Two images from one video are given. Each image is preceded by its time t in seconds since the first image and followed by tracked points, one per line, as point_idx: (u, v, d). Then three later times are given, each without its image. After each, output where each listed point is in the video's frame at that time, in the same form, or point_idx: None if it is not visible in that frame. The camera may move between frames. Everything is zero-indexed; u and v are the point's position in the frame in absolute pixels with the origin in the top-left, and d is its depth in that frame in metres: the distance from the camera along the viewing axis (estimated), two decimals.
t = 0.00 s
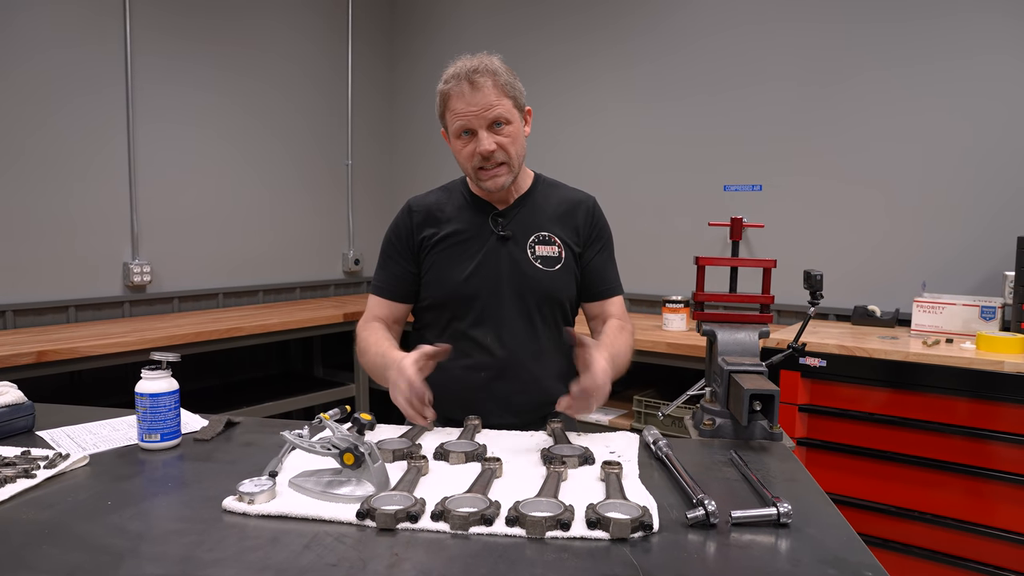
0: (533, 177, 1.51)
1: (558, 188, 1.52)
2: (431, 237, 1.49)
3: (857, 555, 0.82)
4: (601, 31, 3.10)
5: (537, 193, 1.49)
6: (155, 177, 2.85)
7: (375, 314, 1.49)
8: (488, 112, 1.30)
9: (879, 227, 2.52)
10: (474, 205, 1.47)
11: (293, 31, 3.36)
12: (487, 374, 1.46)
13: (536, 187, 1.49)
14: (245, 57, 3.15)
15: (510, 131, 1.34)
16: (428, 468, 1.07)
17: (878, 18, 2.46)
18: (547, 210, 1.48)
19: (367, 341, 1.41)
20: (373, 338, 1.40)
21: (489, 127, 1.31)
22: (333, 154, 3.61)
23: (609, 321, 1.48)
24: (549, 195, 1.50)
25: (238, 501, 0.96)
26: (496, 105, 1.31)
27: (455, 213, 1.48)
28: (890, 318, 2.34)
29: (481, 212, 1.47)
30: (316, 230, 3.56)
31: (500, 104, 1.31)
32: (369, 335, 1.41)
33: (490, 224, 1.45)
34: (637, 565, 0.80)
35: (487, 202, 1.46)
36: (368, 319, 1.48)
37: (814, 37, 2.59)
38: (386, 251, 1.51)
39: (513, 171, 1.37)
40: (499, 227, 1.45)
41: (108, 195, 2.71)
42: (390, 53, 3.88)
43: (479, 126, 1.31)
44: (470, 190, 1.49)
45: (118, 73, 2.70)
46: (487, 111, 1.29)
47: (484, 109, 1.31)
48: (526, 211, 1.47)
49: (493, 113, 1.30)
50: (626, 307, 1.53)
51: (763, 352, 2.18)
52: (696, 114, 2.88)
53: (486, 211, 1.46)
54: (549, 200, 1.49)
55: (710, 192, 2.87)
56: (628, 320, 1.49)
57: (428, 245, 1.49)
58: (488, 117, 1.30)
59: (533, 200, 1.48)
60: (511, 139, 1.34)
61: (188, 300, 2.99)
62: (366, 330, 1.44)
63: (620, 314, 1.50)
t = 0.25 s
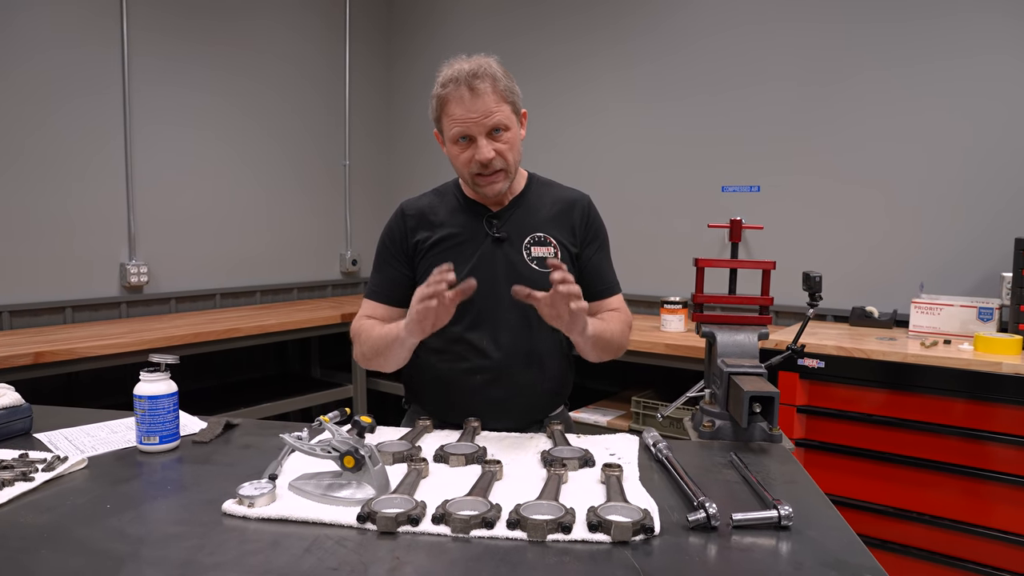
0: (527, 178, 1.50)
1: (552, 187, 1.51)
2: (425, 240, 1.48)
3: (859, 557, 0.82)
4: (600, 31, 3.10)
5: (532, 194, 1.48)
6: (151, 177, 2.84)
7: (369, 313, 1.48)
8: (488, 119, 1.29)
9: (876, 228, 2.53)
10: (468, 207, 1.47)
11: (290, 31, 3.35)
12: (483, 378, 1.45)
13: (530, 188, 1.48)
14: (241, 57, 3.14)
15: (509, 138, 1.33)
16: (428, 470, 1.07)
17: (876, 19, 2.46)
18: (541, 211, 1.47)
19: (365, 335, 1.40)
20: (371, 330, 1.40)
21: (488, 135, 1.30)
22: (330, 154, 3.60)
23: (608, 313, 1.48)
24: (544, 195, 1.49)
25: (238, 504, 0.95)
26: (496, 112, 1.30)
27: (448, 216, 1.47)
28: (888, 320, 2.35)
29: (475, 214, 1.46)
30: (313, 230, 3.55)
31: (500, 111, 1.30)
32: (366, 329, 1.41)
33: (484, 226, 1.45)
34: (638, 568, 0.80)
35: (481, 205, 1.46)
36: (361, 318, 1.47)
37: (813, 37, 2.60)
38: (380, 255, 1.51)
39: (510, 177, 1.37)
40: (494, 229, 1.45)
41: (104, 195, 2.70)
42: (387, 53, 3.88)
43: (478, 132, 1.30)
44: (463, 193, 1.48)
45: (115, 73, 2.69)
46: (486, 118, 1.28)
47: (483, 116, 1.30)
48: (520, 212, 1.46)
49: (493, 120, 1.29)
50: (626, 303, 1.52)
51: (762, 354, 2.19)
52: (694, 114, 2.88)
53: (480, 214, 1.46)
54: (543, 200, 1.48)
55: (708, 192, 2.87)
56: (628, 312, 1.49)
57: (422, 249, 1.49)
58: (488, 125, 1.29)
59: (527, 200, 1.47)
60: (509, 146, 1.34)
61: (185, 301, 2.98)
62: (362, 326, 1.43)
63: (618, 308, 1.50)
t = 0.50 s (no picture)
0: (521, 180, 1.50)
1: (546, 189, 1.51)
2: (420, 243, 1.48)
3: (859, 560, 0.83)
4: (596, 31, 3.10)
5: (525, 196, 1.48)
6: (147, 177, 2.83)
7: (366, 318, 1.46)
8: (487, 126, 1.29)
9: (873, 229, 2.54)
10: (461, 210, 1.47)
11: (286, 31, 3.34)
12: (479, 380, 1.45)
13: (524, 190, 1.48)
14: (237, 57, 3.13)
15: (506, 144, 1.33)
16: (428, 473, 1.07)
17: (873, 20, 2.47)
18: (535, 213, 1.47)
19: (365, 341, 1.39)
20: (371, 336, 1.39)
21: (486, 140, 1.30)
22: (326, 154, 3.60)
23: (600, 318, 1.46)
24: (538, 197, 1.49)
25: (237, 508, 0.95)
26: (495, 118, 1.29)
27: (442, 219, 1.47)
28: (886, 321, 2.35)
29: (470, 217, 1.46)
30: (310, 231, 3.55)
31: (498, 117, 1.30)
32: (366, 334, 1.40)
33: (479, 228, 1.45)
34: (639, 571, 0.80)
35: (475, 208, 1.46)
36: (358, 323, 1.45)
37: (809, 38, 2.60)
38: (374, 258, 1.50)
39: (505, 183, 1.37)
40: (488, 231, 1.45)
41: (99, 195, 2.69)
42: (384, 53, 3.87)
43: (476, 138, 1.30)
44: (457, 196, 1.48)
45: (110, 73, 2.68)
46: (486, 124, 1.28)
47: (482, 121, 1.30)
48: (514, 215, 1.46)
49: (492, 127, 1.29)
50: (619, 304, 1.51)
51: (760, 355, 2.19)
52: (692, 115, 2.88)
53: (474, 216, 1.46)
54: (538, 202, 1.48)
55: (706, 193, 2.88)
56: (622, 316, 1.48)
57: (417, 252, 1.48)
58: (486, 130, 1.29)
59: (521, 202, 1.48)
60: (506, 151, 1.34)
61: (181, 301, 2.97)
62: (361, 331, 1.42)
63: (611, 312, 1.48)
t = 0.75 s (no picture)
0: (524, 180, 1.50)
1: (548, 189, 1.51)
2: (422, 243, 1.48)
3: (862, 561, 0.83)
4: (596, 32, 3.09)
5: (528, 196, 1.48)
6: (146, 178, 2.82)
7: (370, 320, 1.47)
8: (477, 116, 1.29)
9: (872, 229, 2.54)
10: (463, 211, 1.47)
11: (285, 31, 3.34)
12: (480, 381, 1.45)
13: (527, 190, 1.48)
14: (236, 58, 3.13)
15: (500, 135, 1.33)
16: (429, 474, 1.06)
17: (872, 20, 2.47)
18: (537, 214, 1.47)
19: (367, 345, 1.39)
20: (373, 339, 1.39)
21: (477, 130, 1.29)
22: (325, 155, 3.59)
23: (601, 319, 1.47)
24: (540, 198, 1.49)
25: (237, 509, 0.95)
26: (485, 108, 1.30)
27: (445, 219, 1.47)
28: (885, 321, 2.36)
29: (471, 217, 1.46)
30: (309, 231, 3.54)
31: (489, 107, 1.30)
32: (369, 337, 1.40)
33: (481, 230, 1.45)
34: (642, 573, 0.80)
35: (478, 208, 1.46)
36: (362, 325, 1.46)
37: (809, 38, 2.60)
38: (376, 257, 1.50)
39: (503, 177, 1.36)
40: (490, 232, 1.45)
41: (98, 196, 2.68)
42: (382, 54, 3.87)
43: (468, 129, 1.30)
44: (459, 196, 1.48)
45: (109, 73, 2.67)
46: (475, 114, 1.28)
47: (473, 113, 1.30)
48: (516, 216, 1.46)
49: (482, 117, 1.29)
50: (621, 306, 1.52)
51: (760, 355, 2.19)
52: (691, 115, 2.88)
53: (476, 217, 1.46)
54: (540, 203, 1.48)
55: (705, 193, 2.88)
56: (622, 318, 1.49)
57: (419, 252, 1.48)
58: (477, 121, 1.29)
59: (523, 203, 1.47)
60: (501, 143, 1.33)
61: (180, 302, 2.97)
62: (364, 334, 1.42)
63: (611, 314, 1.49)
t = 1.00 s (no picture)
0: (528, 180, 1.49)
1: (553, 189, 1.50)
2: (427, 243, 1.47)
3: (864, 562, 0.82)
4: (595, 31, 3.09)
5: (532, 197, 1.47)
6: (144, 177, 2.81)
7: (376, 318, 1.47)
8: (473, 112, 1.29)
9: (872, 228, 2.54)
10: (468, 211, 1.46)
11: (283, 31, 3.33)
12: (484, 380, 1.44)
13: (532, 191, 1.47)
14: (235, 58, 3.12)
15: (498, 130, 1.32)
16: (429, 474, 1.06)
17: (872, 19, 2.47)
18: (542, 214, 1.46)
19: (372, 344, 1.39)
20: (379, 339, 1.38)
21: (475, 127, 1.29)
22: (323, 155, 3.58)
23: (607, 319, 1.47)
24: (545, 198, 1.48)
25: (236, 511, 0.94)
26: (480, 104, 1.30)
27: (449, 219, 1.47)
28: (885, 320, 2.35)
29: (476, 218, 1.45)
30: (307, 231, 3.54)
31: (485, 103, 1.30)
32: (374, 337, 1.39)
33: (485, 229, 1.44)
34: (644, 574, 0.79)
35: (482, 207, 1.45)
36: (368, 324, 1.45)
37: (808, 37, 2.60)
38: (381, 256, 1.50)
39: (504, 171, 1.35)
40: (495, 232, 1.44)
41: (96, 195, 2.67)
42: (381, 53, 3.86)
43: (465, 126, 1.30)
44: (464, 195, 1.47)
45: (107, 72, 2.66)
46: (471, 110, 1.28)
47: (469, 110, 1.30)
48: (520, 216, 1.45)
49: (478, 112, 1.29)
50: (626, 307, 1.53)
51: (761, 355, 2.19)
52: (690, 114, 2.88)
53: (481, 217, 1.45)
54: (544, 203, 1.47)
55: (705, 193, 2.87)
56: (627, 318, 1.49)
57: (424, 252, 1.48)
58: (474, 117, 1.29)
59: (528, 203, 1.46)
60: (499, 137, 1.32)
61: (179, 302, 2.96)
62: (369, 333, 1.41)
63: (617, 315, 1.50)
